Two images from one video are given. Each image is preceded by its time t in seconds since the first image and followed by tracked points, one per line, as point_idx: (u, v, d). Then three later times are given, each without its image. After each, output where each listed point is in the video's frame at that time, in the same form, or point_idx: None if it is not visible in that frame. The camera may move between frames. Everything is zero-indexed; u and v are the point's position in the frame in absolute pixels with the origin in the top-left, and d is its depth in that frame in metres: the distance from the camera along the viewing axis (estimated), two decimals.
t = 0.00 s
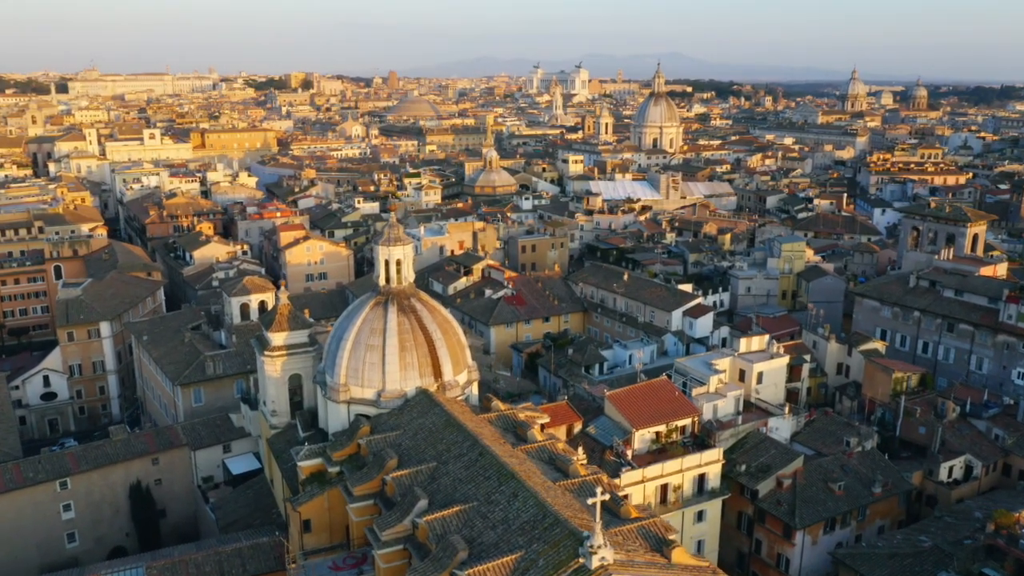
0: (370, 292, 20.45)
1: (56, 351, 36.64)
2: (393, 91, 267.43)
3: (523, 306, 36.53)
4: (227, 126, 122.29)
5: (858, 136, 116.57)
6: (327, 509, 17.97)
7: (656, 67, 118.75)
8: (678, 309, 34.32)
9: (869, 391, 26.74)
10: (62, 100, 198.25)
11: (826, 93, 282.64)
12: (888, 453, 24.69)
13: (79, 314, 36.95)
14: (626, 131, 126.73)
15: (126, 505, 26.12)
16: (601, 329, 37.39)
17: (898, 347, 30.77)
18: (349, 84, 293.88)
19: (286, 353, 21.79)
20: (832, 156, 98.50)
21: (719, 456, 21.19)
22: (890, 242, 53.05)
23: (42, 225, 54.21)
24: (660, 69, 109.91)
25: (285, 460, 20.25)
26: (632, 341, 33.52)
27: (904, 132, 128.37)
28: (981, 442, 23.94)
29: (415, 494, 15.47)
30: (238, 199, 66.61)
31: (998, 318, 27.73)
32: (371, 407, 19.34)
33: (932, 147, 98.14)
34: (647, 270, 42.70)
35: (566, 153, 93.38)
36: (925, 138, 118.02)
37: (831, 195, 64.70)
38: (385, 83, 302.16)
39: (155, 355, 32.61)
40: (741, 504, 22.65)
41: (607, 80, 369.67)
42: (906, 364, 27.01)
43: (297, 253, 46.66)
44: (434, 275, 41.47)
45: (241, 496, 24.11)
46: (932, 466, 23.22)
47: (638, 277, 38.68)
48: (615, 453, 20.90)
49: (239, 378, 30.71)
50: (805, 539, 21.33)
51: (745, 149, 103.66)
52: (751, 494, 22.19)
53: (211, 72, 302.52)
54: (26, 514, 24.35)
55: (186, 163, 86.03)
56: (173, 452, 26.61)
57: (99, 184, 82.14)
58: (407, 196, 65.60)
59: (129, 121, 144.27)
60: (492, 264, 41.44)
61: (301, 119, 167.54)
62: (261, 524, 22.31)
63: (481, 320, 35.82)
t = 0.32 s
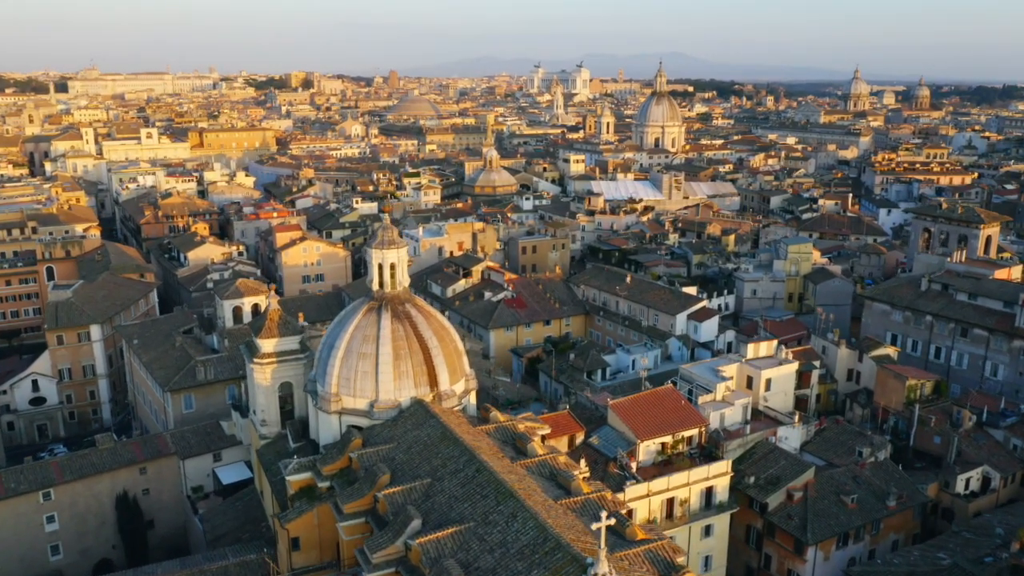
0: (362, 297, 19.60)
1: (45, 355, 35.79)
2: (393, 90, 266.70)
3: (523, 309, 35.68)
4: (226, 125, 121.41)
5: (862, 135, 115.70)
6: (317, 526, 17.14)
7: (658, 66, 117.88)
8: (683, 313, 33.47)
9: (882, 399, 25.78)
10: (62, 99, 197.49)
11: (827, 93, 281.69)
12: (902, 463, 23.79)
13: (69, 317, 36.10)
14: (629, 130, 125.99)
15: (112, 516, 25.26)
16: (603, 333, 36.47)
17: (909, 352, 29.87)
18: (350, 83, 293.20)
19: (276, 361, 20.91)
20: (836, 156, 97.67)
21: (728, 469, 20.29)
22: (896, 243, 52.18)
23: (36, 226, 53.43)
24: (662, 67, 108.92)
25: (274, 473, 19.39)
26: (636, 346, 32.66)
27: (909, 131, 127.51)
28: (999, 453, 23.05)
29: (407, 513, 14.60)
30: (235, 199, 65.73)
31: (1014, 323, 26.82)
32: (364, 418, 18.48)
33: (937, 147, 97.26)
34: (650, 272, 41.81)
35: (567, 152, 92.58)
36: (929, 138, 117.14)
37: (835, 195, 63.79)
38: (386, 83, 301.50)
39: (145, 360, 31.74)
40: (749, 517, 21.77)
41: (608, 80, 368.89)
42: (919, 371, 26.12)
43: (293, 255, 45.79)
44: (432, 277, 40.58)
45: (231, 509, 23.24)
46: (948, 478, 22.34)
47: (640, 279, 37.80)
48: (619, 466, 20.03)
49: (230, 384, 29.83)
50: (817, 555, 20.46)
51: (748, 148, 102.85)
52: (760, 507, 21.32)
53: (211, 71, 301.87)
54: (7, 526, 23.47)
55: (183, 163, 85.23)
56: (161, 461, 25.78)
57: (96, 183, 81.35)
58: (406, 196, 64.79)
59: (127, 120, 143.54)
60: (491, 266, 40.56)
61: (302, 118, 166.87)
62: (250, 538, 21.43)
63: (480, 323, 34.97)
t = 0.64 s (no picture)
0: (354, 304, 18.68)
1: (33, 360, 34.85)
2: (393, 90, 265.79)
3: (524, 313, 34.79)
4: (224, 124, 120.48)
5: (866, 135, 114.69)
6: (304, 547, 16.22)
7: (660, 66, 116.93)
8: (688, 317, 32.52)
9: (896, 409, 24.80)
10: (61, 98, 196.60)
11: (829, 92, 280.81)
12: (918, 475, 22.82)
13: (57, 320, 35.16)
14: (630, 130, 125.01)
15: (96, 529, 24.31)
16: (605, 337, 35.50)
17: (922, 358, 28.90)
18: (351, 83, 292.49)
19: (264, 369, 19.96)
20: (839, 155, 96.73)
21: (737, 483, 19.31)
22: (904, 245, 51.23)
23: (29, 226, 52.58)
24: (664, 66, 107.95)
25: (261, 489, 18.46)
26: (639, 351, 31.72)
27: (912, 130, 126.50)
28: (1019, 466, 22.09)
29: (398, 537, 13.62)
30: (231, 199, 64.82)
31: None
32: (355, 431, 17.54)
33: (942, 146, 96.28)
34: (654, 275, 40.92)
35: (568, 152, 91.65)
36: (934, 137, 116.17)
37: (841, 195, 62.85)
38: (386, 82, 300.61)
39: (133, 366, 30.82)
40: (760, 533, 20.82)
41: (609, 79, 368.03)
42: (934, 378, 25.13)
43: (289, 256, 44.81)
44: (430, 279, 39.67)
45: (217, 523, 22.30)
46: (967, 492, 21.39)
47: (644, 282, 36.86)
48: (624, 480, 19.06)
49: (221, 391, 28.88)
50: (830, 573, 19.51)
51: (751, 148, 101.92)
52: (771, 522, 20.36)
53: (211, 71, 301.06)
54: None
55: (180, 162, 84.33)
56: (147, 472, 24.84)
57: (91, 183, 80.50)
58: (405, 196, 63.90)
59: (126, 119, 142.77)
60: (490, 268, 39.60)
61: (302, 118, 165.98)
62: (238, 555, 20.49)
63: (480, 327, 34.06)
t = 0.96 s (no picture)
0: (344, 311, 17.66)
1: (18, 366, 33.84)
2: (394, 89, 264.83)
3: (524, 317, 33.79)
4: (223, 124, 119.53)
5: (870, 135, 113.64)
6: (288, 572, 15.23)
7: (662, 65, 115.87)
8: (693, 321, 31.46)
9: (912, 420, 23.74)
10: (60, 97, 195.80)
11: (830, 93, 279.86)
12: (936, 490, 21.81)
13: (43, 325, 34.19)
14: (632, 130, 123.98)
15: (77, 544, 23.29)
16: (608, 342, 34.45)
17: (937, 365, 27.88)
18: (351, 82, 291.55)
19: (249, 381, 18.95)
20: (844, 155, 95.71)
21: (749, 501, 18.29)
22: (912, 247, 50.18)
23: (20, 227, 51.61)
24: (666, 65, 106.87)
25: (245, 507, 17.47)
26: (643, 357, 30.71)
27: (916, 130, 125.37)
28: None
29: (386, 567, 12.62)
30: (227, 199, 63.81)
31: None
32: (343, 447, 16.53)
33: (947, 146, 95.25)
34: (657, 278, 39.89)
35: (569, 152, 90.69)
36: (938, 137, 115.15)
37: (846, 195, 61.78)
38: (387, 82, 299.59)
39: (120, 372, 29.83)
40: (771, 551, 19.77)
41: (611, 78, 367.09)
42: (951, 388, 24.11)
43: (284, 258, 43.82)
44: (428, 282, 38.64)
45: (202, 540, 21.29)
46: (990, 509, 20.37)
47: (647, 285, 35.82)
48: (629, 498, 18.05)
49: (210, 399, 27.88)
50: None
51: (754, 148, 100.95)
52: (783, 541, 19.35)
53: (211, 71, 300.08)
54: None
55: (177, 162, 83.26)
56: (131, 485, 23.84)
57: (87, 182, 79.48)
58: (404, 196, 62.90)
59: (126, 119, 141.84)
60: (489, 271, 38.59)
61: (302, 117, 165.10)
62: None
63: (479, 332, 33.07)
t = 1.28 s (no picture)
0: (332, 320, 16.59)
1: (2, 371, 32.79)
2: (394, 89, 263.93)
3: (524, 321, 32.80)
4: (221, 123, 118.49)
5: (874, 134, 112.53)
6: None
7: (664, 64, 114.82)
8: (699, 326, 30.45)
9: (931, 432, 22.69)
10: (59, 97, 195.08)
11: (833, 92, 278.67)
12: (957, 506, 20.75)
13: (29, 329, 33.09)
14: (634, 129, 122.94)
15: (56, 562, 22.24)
16: (610, 347, 33.42)
17: (953, 372, 26.81)
18: (352, 82, 290.65)
19: (232, 394, 17.88)
20: (848, 155, 94.65)
21: (762, 521, 17.22)
22: (921, 248, 49.11)
23: (11, 227, 50.71)
24: (669, 64, 105.77)
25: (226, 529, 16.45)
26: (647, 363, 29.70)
27: (920, 130, 124.21)
28: None
29: None
30: (223, 199, 62.77)
31: None
32: (330, 466, 15.49)
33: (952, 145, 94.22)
34: (661, 280, 38.75)
35: (571, 151, 89.68)
36: (943, 136, 114.05)
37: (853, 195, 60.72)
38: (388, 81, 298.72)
39: (105, 380, 28.78)
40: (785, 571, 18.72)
41: (612, 77, 365.94)
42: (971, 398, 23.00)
43: (278, 260, 42.76)
44: (425, 285, 37.59)
45: (184, 559, 20.27)
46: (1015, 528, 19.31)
47: (651, 288, 34.74)
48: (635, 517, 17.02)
49: (198, 408, 26.83)
50: None
51: (756, 147, 99.95)
52: (797, 562, 18.27)
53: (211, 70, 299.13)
54: None
55: (173, 162, 82.28)
56: (113, 499, 22.79)
57: (82, 182, 78.51)
58: (402, 196, 61.88)
59: (125, 118, 141.09)
60: (489, 273, 37.55)
61: (301, 116, 164.06)
62: None
63: (477, 336, 32.06)
